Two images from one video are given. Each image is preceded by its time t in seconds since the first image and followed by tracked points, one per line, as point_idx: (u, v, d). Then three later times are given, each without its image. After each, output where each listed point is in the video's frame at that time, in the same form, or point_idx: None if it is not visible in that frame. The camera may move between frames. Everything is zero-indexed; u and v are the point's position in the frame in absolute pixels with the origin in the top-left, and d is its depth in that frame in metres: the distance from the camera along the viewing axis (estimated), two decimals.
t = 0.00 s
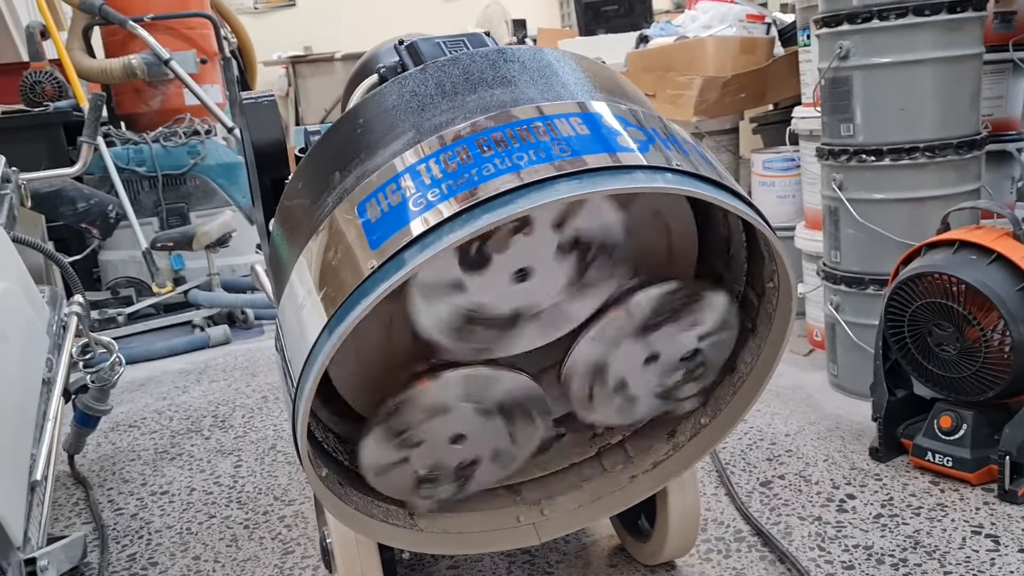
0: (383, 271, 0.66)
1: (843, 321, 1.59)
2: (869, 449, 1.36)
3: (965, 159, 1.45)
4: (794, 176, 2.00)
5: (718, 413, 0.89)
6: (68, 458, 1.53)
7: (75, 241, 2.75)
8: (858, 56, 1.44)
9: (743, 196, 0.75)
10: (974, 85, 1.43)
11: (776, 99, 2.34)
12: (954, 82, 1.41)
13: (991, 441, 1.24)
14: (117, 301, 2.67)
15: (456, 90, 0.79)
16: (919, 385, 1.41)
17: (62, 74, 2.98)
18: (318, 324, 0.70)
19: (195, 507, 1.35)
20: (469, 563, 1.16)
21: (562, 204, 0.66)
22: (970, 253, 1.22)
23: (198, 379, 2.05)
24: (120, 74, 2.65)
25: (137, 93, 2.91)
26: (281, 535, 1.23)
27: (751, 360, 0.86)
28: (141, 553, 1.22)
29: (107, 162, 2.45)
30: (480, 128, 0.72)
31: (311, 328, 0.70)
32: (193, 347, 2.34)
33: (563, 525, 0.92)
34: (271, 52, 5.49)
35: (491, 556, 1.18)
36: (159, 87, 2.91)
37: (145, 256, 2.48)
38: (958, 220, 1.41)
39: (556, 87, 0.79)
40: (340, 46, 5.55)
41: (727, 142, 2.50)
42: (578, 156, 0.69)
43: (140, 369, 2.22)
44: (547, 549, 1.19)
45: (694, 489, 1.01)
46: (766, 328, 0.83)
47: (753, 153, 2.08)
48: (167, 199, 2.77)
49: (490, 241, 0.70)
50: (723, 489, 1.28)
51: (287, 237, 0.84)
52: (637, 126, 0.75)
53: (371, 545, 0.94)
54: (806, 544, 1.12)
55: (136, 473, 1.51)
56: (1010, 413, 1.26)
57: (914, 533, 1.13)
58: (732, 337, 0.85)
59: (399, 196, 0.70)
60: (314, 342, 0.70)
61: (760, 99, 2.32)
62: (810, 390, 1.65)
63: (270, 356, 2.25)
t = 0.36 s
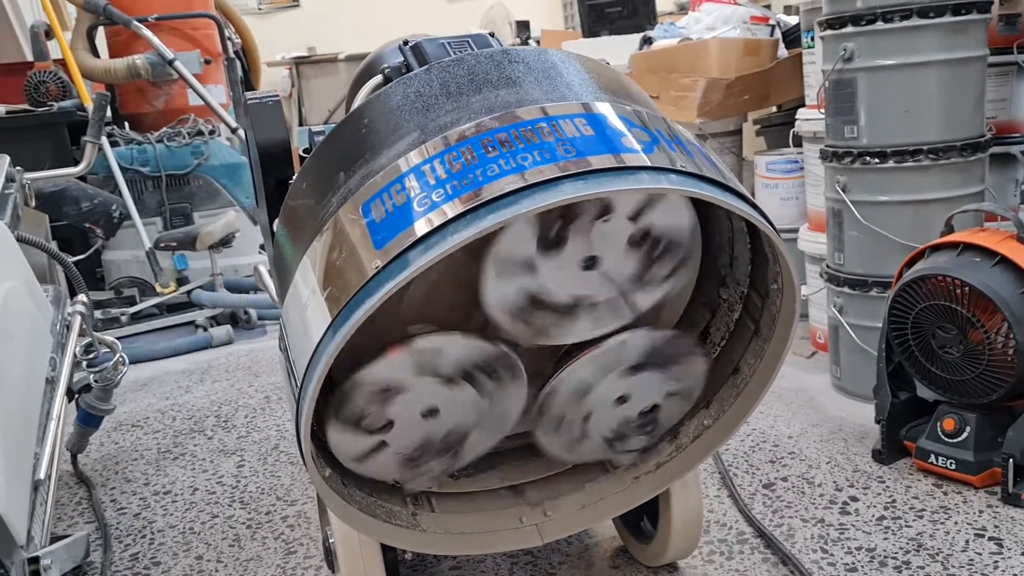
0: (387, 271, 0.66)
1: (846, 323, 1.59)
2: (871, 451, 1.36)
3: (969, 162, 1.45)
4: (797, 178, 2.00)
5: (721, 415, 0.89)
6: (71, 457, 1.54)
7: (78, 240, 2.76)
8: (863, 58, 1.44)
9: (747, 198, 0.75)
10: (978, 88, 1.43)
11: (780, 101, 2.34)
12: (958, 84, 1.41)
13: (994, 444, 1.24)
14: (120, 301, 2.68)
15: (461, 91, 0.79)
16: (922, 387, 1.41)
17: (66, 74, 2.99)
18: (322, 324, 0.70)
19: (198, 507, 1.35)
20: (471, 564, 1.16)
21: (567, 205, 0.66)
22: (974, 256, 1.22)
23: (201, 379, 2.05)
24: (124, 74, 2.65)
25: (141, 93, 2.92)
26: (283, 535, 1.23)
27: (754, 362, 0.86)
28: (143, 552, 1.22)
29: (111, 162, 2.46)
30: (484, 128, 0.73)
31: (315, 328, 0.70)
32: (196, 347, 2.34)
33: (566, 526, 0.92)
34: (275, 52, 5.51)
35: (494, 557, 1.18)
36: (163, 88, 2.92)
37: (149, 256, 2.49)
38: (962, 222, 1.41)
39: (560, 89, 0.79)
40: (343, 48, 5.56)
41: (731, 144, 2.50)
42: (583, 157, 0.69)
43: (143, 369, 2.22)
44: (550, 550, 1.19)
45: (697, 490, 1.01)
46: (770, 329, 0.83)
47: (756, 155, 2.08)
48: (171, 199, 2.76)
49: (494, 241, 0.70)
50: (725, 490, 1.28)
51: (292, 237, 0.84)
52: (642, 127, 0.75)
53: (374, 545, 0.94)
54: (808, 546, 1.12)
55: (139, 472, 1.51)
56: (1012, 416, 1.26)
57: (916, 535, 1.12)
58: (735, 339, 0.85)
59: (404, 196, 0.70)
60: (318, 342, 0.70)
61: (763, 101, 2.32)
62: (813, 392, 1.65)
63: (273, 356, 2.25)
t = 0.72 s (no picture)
0: (390, 271, 0.66)
1: (849, 325, 1.59)
2: (874, 454, 1.36)
3: (972, 164, 1.45)
4: (800, 180, 2.01)
5: (723, 416, 0.89)
6: (73, 456, 1.54)
7: (81, 240, 2.77)
8: (867, 60, 1.44)
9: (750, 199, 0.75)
10: (981, 91, 1.43)
11: (782, 103, 2.33)
12: (961, 87, 1.41)
13: (997, 447, 1.24)
14: (123, 301, 2.68)
15: (464, 91, 0.79)
16: (924, 390, 1.41)
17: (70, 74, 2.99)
18: (325, 324, 0.70)
19: (199, 506, 1.35)
20: (473, 565, 1.16)
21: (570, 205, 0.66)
22: (977, 258, 1.21)
23: (203, 379, 2.05)
24: (127, 74, 2.66)
25: (144, 93, 2.93)
26: (285, 535, 1.23)
27: (757, 363, 0.85)
28: (145, 552, 1.22)
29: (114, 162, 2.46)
30: (488, 129, 0.73)
31: (318, 328, 0.70)
32: (198, 347, 2.34)
33: (568, 527, 0.92)
34: (279, 53, 5.51)
35: (496, 558, 1.18)
36: (166, 88, 2.92)
37: (151, 256, 2.49)
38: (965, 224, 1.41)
39: (564, 89, 0.79)
40: (346, 49, 5.56)
41: (733, 146, 2.50)
42: (586, 157, 0.69)
43: (145, 369, 2.22)
44: (552, 552, 1.18)
45: (699, 492, 1.01)
46: (773, 331, 0.83)
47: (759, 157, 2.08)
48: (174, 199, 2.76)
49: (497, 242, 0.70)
50: (727, 492, 1.28)
51: (295, 236, 0.84)
52: (646, 128, 0.75)
53: (375, 545, 0.94)
54: (810, 548, 1.12)
55: (141, 472, 1.51)
56: (1015, 419, 1.26)
57: (919, 538, 1.12)
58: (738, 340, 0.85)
59: (407, 196, 0.70)
60: (320, 342, 0.70)
61: (765, 103, 2.30)
62: (815, 395, 1.65)
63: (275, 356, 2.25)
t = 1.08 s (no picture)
0: (392, 270, 0.66)
1: (851, 327, 1.58)
2: (876, 455, 1.36)
3: (975, 166, 1.44)
4: (802, 181, 2.00)
5: (725, 417, 0.89)
6: (74, 455, 1.54)
7: (83, 239, 2.79)
8: (870, 62, 1.44)
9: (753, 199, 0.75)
10: (985, 92, 1.43)
11: (785, 105, 2.33)
12: (964, 88, 1.40)
13: (999, 449, 1.24)
14: (125, 300, 2.68)
15: (467, 91, 0.79)
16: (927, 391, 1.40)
17: (73, 74, 3.00)
18: (327, 323, 0.70)
19: (201, 505, 1.35)
20: (474, 565, 1.16)
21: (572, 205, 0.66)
22: (980, 260, 1.21)
23: (205, 378, 2.06)
24: (130, 74, 2.66)
25: (147, 94, 2.93)
26: (286, 534, 1.23)
27: (759, 364, 0.85)
28: (146, 550, 1.22)
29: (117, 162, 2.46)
30: (490, 128, 0.73)
31: (319, 326, 0.70)
32: (201, 346, 2.34)
33: (569, 527, 0.92)
34: (283, 54, 5.52)
35: (497, 558, 1.18)
36: (169, 88, 2.92)
37: (154, 256, 2.49)
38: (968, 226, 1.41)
39: (566, 89, 0.79)
40: (349, 50, 5.57)
41: (736, 148, 2.50)
42: (588, 157, 0.69)
43: (147, 368, 2.22)
44: (553, 552, 1.18)
45: (700, 492, 1.01)
46: (776, 331, 0.83)
47: (762, 158, 2.08)
48: (176, 199, 2.76)
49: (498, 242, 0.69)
50: (729, 493, 1.28)
51: (297, 236, 0.84)
52: (648, 129, 0.75)
53: (376, 544, 0.94)
54: (812, 549, 1.12)
55: (142, 471, 1.51)
56: (1017, 421, 1.26)
57: (921, 540, 1.12)
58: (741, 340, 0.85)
59: (409, 195, 0.70)
60: (322, 341, 0.70)
61: (769, 104, 2.29)
62: (817, 396, 1.65)
63: (277, 356, 2.25)
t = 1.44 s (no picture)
0: (396, 273, 0.66)
1: (853, 330, 1.58)
2: (878, 459, 1.36)
3: (978, 169, 1.44)
4: (805, 184, 2.00)
5: (728, 419, 0.89)
6: (77, 456, 1.54)
7: (86, 241, 2.80)
8: (873, 65, 1.44)
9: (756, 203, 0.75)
10: (987, 96, 1.43)
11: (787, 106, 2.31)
12: (967, 92, 1.40)
13: (1001, 452, 1.24)
14: (127, 301, 2.69)
15: (470, 94, 0.79)
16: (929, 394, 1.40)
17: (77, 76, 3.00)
18: (331, 326, 0.70)
19: (203, 507, 1.36)
20: (476, 567, 1.16)
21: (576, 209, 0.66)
22: (982, 263, 1.21)
23: (207, 380, 2.06)
24: (133, 76, 2.67)
25: (151, 95, 2.93)
26: (289, 536, 1.23)
27: (762, 367, 0.85)
28: (148, 552, 1.22)
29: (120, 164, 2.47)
30: (494, 132, 0.73)
31: (323, 329, 0.70)
32: (203, 348, 2.34)
33: (572, 529, 0.92)
34: (285, 55, 5.53)
35: (499, 560, 1.18)
36: (173, 90, 2.93)
37: (156, 257, 2.49)
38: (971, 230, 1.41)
39: (570, 93, 0.79)
40: (351, 51, 5.58)
41: (739, 150, 2.50)
42: (592, 161, 0.69)
43: (149, 369, 2.22)
44: (555, 554, 1.18)
45: (703, 495, 1.01)
46: (778, 335, 0.83)
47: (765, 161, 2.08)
48: (179, 201, 2.76)
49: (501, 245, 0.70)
50: (730, 496, 1.28)
51: (301, 238, 0.84)
52: (652, 132, 0.75)
53: (379, 546, 0.94)
54: (814, 552, 1.12)
55: (145, 472, 1.51)
56: (1020, 425, 1.26)
57: (923, 543, 1.12)
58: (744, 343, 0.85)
59: (413, 199, 0.70)
60: (326, 344, 0.70)
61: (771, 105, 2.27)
62: (819, 400, 1.65)
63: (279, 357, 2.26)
